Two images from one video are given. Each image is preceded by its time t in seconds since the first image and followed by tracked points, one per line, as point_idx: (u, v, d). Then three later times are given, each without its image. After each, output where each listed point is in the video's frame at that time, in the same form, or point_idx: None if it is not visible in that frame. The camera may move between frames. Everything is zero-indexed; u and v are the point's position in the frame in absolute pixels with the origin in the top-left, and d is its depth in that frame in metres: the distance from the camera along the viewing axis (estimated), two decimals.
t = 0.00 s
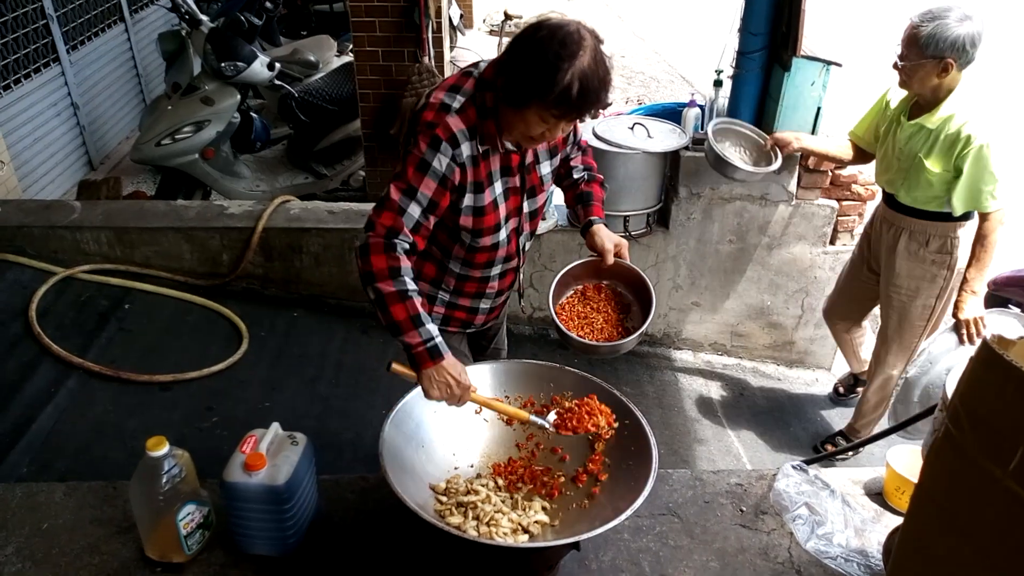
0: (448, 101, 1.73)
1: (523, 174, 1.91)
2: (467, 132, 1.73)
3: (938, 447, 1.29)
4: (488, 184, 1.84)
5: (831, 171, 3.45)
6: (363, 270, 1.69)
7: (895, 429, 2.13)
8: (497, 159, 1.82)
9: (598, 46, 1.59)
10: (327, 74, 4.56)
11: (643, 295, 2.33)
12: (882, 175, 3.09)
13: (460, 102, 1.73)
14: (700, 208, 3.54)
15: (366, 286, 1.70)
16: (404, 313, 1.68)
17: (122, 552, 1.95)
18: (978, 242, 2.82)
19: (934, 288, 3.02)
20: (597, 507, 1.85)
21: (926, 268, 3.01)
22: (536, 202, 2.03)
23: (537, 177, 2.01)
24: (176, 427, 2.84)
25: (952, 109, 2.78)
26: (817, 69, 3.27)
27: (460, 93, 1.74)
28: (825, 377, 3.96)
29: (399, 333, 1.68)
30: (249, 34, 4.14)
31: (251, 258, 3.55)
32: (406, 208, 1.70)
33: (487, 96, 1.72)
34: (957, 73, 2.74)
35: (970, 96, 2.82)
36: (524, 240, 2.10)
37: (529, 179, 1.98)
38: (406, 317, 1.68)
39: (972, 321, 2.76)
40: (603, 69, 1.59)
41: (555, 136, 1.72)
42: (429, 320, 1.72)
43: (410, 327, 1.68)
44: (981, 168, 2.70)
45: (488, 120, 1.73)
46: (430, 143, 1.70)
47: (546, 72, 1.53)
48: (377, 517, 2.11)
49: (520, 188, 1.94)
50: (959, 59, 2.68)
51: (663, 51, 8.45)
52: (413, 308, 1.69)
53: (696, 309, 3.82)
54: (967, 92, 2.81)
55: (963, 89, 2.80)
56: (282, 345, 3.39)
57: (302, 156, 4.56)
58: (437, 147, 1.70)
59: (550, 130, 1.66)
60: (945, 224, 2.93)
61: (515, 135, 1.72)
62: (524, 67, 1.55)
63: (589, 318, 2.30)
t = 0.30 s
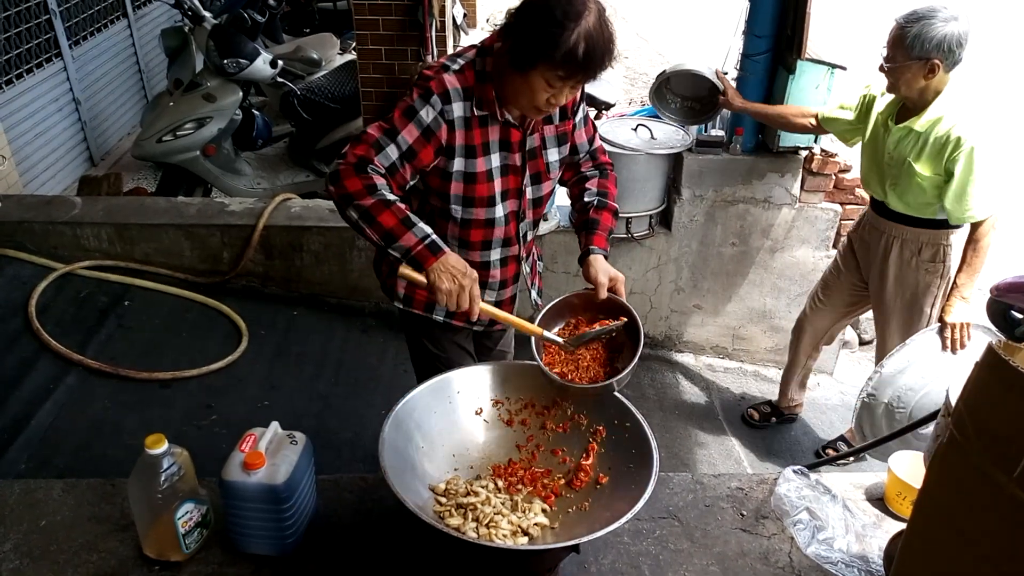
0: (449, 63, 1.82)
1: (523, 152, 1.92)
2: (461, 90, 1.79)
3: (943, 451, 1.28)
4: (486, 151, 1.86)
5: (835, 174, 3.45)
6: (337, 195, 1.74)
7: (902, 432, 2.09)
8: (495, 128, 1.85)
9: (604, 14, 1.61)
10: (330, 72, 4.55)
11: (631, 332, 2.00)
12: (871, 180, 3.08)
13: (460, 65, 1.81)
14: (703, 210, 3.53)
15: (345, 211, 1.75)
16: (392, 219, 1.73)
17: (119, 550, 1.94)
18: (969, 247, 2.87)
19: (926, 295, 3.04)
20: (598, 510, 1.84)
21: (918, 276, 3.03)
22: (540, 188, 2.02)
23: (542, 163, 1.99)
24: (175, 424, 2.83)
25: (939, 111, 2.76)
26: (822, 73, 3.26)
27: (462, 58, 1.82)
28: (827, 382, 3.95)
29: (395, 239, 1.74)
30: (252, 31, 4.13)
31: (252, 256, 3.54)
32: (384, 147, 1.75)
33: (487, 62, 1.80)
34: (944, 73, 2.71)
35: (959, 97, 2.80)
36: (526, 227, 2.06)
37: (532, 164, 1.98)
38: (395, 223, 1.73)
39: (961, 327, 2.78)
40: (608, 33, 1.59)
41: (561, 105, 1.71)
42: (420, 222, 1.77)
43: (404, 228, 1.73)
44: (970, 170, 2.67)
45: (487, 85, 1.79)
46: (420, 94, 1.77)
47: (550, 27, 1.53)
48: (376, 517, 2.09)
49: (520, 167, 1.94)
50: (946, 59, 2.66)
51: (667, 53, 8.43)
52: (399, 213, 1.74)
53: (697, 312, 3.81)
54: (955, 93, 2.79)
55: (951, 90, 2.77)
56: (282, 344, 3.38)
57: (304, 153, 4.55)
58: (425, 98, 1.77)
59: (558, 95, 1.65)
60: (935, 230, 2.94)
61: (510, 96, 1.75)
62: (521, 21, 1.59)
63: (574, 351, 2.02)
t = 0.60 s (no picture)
0: (450, 66, 1.81)
1: (522, 156, 1.91)
2: (459, 93, 1.79)
3: (951, 456, 1.27)
4: (484, 154, 1.86)
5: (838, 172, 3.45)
6: (336, 198, 1.78)
7: (908, 433, 2.07)
8: (494, 132, 1.84)
9: (606, 19, 1.60)
10: (331, 74, 4.54)
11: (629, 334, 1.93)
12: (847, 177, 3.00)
13: (461, 67, 1.80)
14: (707, 210, 3.52)
15: (345, 213, 1.79)
16: (385, 219, 1.74)
17: (126, 555, 1.94)
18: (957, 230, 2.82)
19: (917, 288, 2.96)
20: (604, 513, 1.83)
21: (907, 270, 2.96)
22: (537, 194, 2.02)
23: (541, 169, 1.98)
24: (180, 429, 2.83)
25: (909, 100, 2.71)
26: (825, 70, 3.23)
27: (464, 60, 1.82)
28: (832, 381, 3.94)
29: (389, 238, 1.75)
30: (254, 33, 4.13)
31: (255, 259, 3.55)
32: (381, 152, 1.77)
33: (489, 65, 1.79)
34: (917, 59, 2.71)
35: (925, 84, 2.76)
36: (521, 231, 2.05)
37: (531, 169, 1.97)
38: (388, 221, 1.74)
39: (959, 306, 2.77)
40: (608, 41, 1.58)
41: (562, 110, 1.70)
42: (412, 219, 1.78)
43: (395, 228, 1.75)
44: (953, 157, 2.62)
45: (487, 88, 1.78)
46: (418, 96, 1.78)
47: (549, 35, 1.53)
48: (381, 521, 2.09)
49: (518, 172, 1.93)
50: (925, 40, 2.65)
51: (669, 52, 8.42)
52: (393, 213, 1.75)
53: (702, 312, 3.81)
54: (920, 80, 2.76)
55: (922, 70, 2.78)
56: (286, 347, 3.38)
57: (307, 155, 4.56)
58: (423, 100, 1.77)
59: (556, 101, 1.65)
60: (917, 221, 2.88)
61: (509, 99, 1.75)
62: (524, 27, 1.58)
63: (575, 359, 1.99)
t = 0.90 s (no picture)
0: (447, 98, 1.74)
1: (522, 173, 1.89)
2: (467, 126, 1.74)
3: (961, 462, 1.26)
4: (490, 181, 1.83)
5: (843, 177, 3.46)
6: (390, 272, 1.69)
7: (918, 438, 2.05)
8: (496, 155, 1.82)
9: (596, 37, 1.58)
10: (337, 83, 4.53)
11: (642, 318, 2.27)
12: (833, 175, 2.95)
13: (458, 98, 1.74)
14: (712, 215, 3.52)
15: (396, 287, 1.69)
16: (437, 309, 1.65)
17: (134, 565, 1.94)
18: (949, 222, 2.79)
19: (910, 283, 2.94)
20: (611, 520, 1.83)
21: (900, 266, 2.92)
22: (539, 206, 2.01)
23: (540, 181, 1.98)
24: (187, 438, 2.84)
25: (898, 99, 2.72)
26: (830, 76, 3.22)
27: (458, 89, 1.75)
28: (841, 386, 3.92)
29: (435, 329, 1.64)
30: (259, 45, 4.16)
31: (261, 268, 3.56)
32: (422, 206, 1.70)
33: (485, 92, 1.74)
34: (903, 55, 2.72)
35: (913, 79, 2.75)
36: (527, 243, 2.06)
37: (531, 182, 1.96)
38: (440, 311, 1.64)
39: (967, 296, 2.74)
40: (601, 58, 1.58)
41: (556, 130, 1.71)
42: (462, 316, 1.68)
43: (446, 321, 1.64)
44: (949, 151, 2.62)
45: (488, 115, 1.75)
46: (432, 139, 1.71)
47: (539, 59, 1.52)
48: (389, 529, 2.09)
49: (519, 188, 1.92)
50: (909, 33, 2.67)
51: (673, 58, 8.43)
52: (446, 303, 1.66)
53: (708, 318, 3.80)
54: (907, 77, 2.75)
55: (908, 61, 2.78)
56: (293, 355, 3.39)
57: (313, 164, 4.58)
58: (439, 142, 1.70)
59: (550, 122, 1.66)
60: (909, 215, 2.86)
61: (512, 126, 1.73)
62: (518, 56, 1.56)
63: (587, 341, 2.28)
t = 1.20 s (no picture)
0: (442, 116, 1.70)
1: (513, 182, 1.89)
2: (467, 143, 1.71)
3: (958, 454, 1.26)
4: (489, 195, 1.82)
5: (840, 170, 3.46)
6: (432, 296, 1.64)
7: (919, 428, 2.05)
8: (489, 168, 1.79)
9: (579, 50, 1.58)
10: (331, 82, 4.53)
11: (649, 285, 2.35)
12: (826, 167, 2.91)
13: (453, 115, 1.70)
14: (708, 209, 3.52)
15: (442, 311, 1.66)
16: (492, 327, 1.65)
17: (135, 567, 1.95)
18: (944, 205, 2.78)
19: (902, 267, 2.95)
20: (612, 514, 1.83)
21: (892, 252, 2.93)
22: (528, 211, 2.02)
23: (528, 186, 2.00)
24: (186, 439, 2.84)
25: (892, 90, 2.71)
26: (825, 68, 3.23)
27: (450, 106, 1.71)
28: (839, 378, 3.93)
29: (492, 348, 1.65)
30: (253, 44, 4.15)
31: (258, 268, 3.56)
32: (447, 226, 1.66)
33: (476, 107, 1.70)
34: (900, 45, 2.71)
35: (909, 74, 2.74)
36: (518, 249, 2.07)
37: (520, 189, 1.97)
38: (495, 330, 1.65)
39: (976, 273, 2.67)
40: (586, 73, 1.58)
41: (539, 145, 1.70)
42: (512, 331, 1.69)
43: (502, 338, 1.65)
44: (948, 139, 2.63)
45: (481, 130, 1.71)
46: (441, 158, 1.66)
47: (525, 76, 1.52)
48: (389, 527, 2.09)
49: (512, 197, 1.92)
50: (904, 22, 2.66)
51: (668, 52, 8.42)
52: (498, 320, 1.66)
53: (706, 312, 3.81)
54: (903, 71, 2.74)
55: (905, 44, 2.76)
56: (291, 355, 3.39)
57: (308, 163, 4.57)
58: (449, 160, 1.66)
59: (536, 138, 1.65)
60: (902, 202, 2.86)
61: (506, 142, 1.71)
62: (507, 74, 1.54)
63: (600, 311, 2.32)
